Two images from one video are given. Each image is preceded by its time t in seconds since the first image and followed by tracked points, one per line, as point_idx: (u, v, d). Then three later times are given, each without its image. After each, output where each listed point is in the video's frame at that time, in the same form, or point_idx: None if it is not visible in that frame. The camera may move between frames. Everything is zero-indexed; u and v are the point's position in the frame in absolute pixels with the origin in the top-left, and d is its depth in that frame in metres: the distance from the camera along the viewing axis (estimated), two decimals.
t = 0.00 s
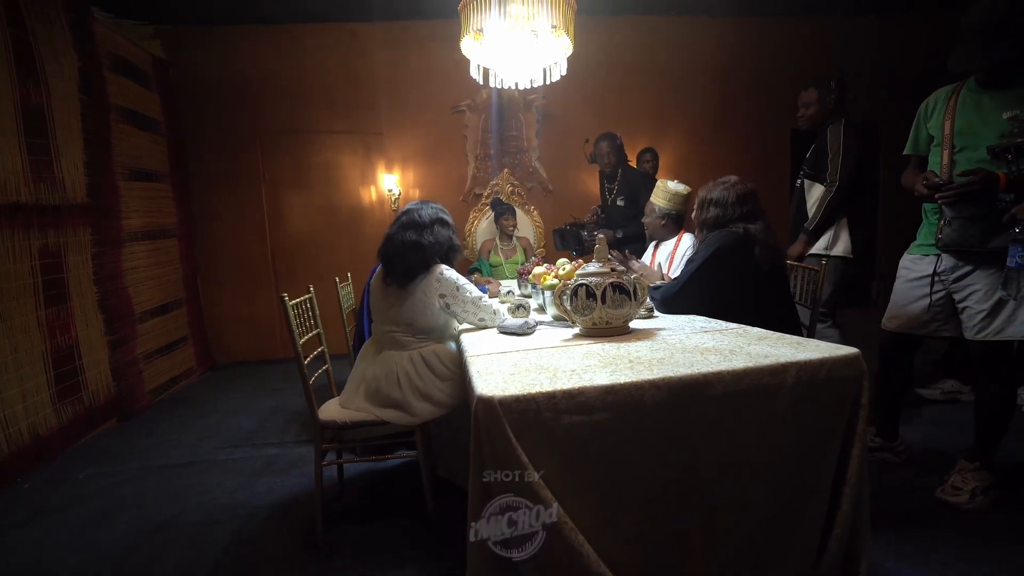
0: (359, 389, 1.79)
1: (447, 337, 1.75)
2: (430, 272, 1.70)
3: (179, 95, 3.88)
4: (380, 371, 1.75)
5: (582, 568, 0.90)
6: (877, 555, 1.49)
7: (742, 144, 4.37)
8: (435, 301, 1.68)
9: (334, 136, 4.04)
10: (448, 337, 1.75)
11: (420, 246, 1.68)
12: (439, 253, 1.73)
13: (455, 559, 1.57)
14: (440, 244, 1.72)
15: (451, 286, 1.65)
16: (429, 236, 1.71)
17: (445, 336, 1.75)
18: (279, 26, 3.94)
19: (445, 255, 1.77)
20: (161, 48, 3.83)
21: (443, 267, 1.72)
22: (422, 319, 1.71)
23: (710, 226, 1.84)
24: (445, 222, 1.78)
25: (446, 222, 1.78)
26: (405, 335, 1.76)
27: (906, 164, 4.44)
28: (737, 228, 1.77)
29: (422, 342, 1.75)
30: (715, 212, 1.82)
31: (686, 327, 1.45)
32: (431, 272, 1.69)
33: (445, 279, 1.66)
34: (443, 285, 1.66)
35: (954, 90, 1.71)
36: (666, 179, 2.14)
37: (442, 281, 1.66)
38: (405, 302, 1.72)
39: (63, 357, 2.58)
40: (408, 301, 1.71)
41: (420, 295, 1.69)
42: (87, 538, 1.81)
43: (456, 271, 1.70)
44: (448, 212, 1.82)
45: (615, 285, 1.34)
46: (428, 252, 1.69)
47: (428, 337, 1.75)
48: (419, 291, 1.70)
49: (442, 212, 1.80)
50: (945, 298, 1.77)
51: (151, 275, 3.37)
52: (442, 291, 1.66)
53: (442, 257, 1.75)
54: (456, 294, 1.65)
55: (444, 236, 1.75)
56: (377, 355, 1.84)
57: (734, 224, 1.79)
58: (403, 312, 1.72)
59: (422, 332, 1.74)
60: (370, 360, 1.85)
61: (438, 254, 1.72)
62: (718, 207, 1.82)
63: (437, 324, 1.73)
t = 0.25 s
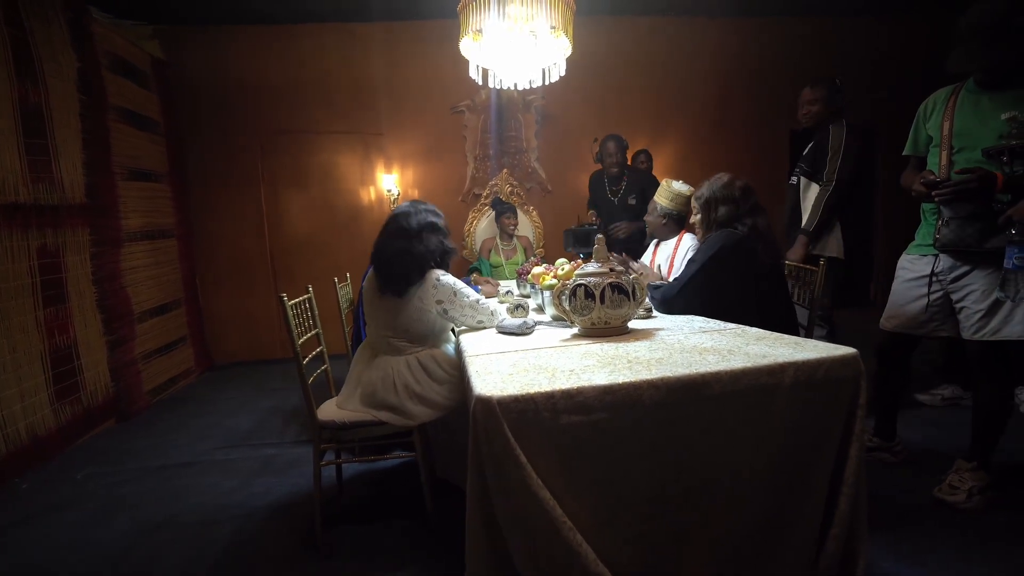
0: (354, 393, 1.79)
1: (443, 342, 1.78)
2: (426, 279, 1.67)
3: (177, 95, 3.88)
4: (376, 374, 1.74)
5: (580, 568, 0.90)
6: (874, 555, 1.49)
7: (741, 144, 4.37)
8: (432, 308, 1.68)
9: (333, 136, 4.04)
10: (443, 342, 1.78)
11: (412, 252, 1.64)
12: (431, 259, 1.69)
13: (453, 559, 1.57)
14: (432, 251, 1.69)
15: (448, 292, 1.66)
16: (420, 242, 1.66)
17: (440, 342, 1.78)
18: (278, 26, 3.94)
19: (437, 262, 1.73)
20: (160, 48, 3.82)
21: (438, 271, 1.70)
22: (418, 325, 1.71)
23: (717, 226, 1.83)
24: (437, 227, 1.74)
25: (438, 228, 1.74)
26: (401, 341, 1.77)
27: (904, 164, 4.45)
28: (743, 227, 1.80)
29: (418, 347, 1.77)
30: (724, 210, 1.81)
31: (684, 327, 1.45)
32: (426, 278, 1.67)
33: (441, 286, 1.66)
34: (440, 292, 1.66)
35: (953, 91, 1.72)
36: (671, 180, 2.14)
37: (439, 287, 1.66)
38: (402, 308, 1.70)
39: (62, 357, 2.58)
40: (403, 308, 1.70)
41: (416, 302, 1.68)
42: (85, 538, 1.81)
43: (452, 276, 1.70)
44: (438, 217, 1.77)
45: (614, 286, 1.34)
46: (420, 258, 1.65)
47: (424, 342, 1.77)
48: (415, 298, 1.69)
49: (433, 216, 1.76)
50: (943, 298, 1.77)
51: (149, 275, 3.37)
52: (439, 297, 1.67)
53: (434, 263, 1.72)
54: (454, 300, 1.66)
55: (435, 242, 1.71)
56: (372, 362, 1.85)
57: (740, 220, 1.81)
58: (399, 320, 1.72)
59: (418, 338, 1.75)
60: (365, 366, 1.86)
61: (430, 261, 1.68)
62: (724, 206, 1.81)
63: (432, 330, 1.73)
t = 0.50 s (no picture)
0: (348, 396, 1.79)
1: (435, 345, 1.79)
2: (413, 280, 1.67)
3: (170, 94, 3.85)
4: (369, 377, 1.74)
5: (572, 568, 0.90)
6: (864, 554, 1.50)
7: (734, 146, 4.40)
8: (427, 310, 1.67)
9: (328, 137, 4.03)
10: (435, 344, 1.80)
11: (390, 258, 1.64)
12: (413, 261, 1.67)
13: (446, 560, 1.57)
14: (412, 252, 1.67)
15: (441, 293, 1.65)
16: (398, 246, 1.66)
17: (430, 343, 1.81)
18: (273, 26, 3.92)
19: (422, 261, 1.71)
20: (152, 46, 3.80)
21: (432, 271, 1.71)
22: (411, 326, 1.72)
23: (715, 226, 1.84)
24: (417, 227, 1.71)
25: (418, 227, 1.71)
26: (394, 343, 1.77)
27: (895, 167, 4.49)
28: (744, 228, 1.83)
29: (411, 349, 1.78)
30: (723, 209, 1.82)
31: (677, 328, 1.46)
32: (416, 280, 1.67)
33: (434, 287, 1.65)
34: (433, 293, 1.65)
35: (944, 95, 1.74)
36: (666, 182, 2.15)
37: (432, 288, 1.65)
38: (392, 310, 1.70)
39: (52, 358, 2.55)
40: (395, 310, 1.70)
41: (408, 303, 1.68)
42: (75, 540, 1.80)
43: (445, 277, 1.69)
44: (420, 215, 1.74)
45: (607, 286, 1.34)
46: (399, 262, 1.64)
47: (418, 344, 1.79)
48: (406, 300, 1.68)
49: (413, 215, 1.73)
50: (933, 299, 1.79)
51: (141, 275, 3.35)
52: (433, 299, 1.66)
53: (419, 264, 1.70)
54: (447, 302, 1.65)
55: (416, 242, 1.68)
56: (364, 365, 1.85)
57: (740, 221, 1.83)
58: (392, 322, 1.72)
59: (411, 340, 1.77)
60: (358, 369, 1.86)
61: (411, 262, 1.67)
62: (723, 206, 1.83)
63: (426, 331, 1.75)
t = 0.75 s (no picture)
0: (334, 400, 1.78)
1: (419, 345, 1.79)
2: (391, 283, 1.67)
3: (155, 95, 3.81)
4: (354, 380, 1.73)
5: (558, 571, 0.90)
6: (847, 554, 1.52)
7: (722, 151, 4.45)
8: (410, 311, 1.67)
9: (317, 139, 4.01)
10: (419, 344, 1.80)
11: (364, 262, 1.65)
12: (388, 265, 1.68)
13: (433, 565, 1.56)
14: (387, 256, 1.67)
15: (423, 292, 1.64)
16: (373, 250, 1.66)
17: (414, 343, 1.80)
18: (261, 27, 3.90)
19: (398, 264, 1.71)
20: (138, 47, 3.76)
21: (410, 272, 1.70)
22: (396, 328, 1.72)
23: (696, 227, 1.87)
24: (393, 230, 1.70)
25: (394, 231, 1.70)
26: (378, 345, 1.76)
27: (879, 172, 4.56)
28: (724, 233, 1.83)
29: (397, 350, 1.77)
30: (702, 211, 1.86)
31: (665, 331, 1.47)
32: (396, 281, 1.67)
33: (416, 286, 1.65)
34: (414, 293, 1.65)
35: (924, 103, 1.77)
36: (649, 187, 2.18)
37: (413, 287, 1.65)
38: (373, 312, 1.70)
39: (31, 362, 2.51)
40: (377, 311, 1.69)
41: (391, 303, 1.67)
42: (53, 548, 1.76)
43: (426, 277, 1.68)
44: (398, 218, 1.73)
45: (595, 290, 1.35)
46: (373, 267, 1.65)
47: (402, 345, 1.77)
48: (388, 300, 1.68)
49: (391, 218, 1.72)
50: (914, 303, 1.82)
51: (124, 278, 3.30)
52: (415, 298, 1.65)
53: (395, 267, 1.70)
54: (429, 302, 1.64)
55: (391, 246, 1.68)
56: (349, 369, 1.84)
57: (721, 225, 1.83)
58: (372, 324, 1.71)
59: (396, 341, 1.75)
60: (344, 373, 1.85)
61: (387, 267, 1.68)
62: (703, 208, 1.86)
63: (411, 331, 1.75)
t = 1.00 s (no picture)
0: (318, 403, 1.75)
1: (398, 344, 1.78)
2: (363, 282, 1.66)
3: (140, 93, 3.76)
4: (338, 380, 1.72)
5: (546, 571, 0.90)
6: (831, 552, 1.54)
7: (709, 154, 4.48)
8: (384, 307, 1.67)
9: (304, 138, 3.98)
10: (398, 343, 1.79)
11: (338, 261, 1.67)
12: (361, 264, 1.68)
13: (420, 567, 1.55)
14: (360, 256, 1.68)
15: (395, 289, 1.64)
16: (347, 250, 1.68)
17: (396, 341, 1.80)
18: (248, 25, 3.86)
19: (372, 266, 1.71)
20: (122, 44, 3.71)
21: (385, 270, 1.69)
22: (373, 327, 1.72)
23: (684, 225, 1.89)
24: (370, 232, 1.71)
25: (370, 232, 1.71)
26: (360, 345, 1.76)
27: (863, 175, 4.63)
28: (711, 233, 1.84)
29: (377, 349, 1.76)
30: (690, 210, 1.88)
31: (652, 332, 1.48)
32: (368, 280, 1.66)
33: (388, 283, 1.65)
34: (387, 289, 1.65)
35: (906, 107, 1.80)
36: (640, 188, 2.20)
37: (386, 284, 1.65)
38: (348, 310, 1.71)
39: (10, 364, 2.46)
40: (351, 310, 1.70)
41: (363, 300, 1.67)
42: (32, 554, 1.73)
43: (400, 274, 1.68)
44: (378, 221, 1.75)
45: (583, 290, 1.35)
46: (345, 265, 1.67)
47: (383, 344, 1.77)
48: (360, 299, 1.67)
49: (371, 220, 1.74)
50: (896, 304, 1.85)
51: (107, 278, 3.25)
52: (388, 295, 1.65)
53: (369, 268, 1.70)
54: (403, 298, 1.64)
55: (365, 247, 1.69)
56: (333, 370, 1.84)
57: (708, 226, 1.85)
58: (351, 323, 1.72)
59: (375, 339, 1.75)
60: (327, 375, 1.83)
61: (360, 267, 1.68)
62: (692, 207, 1.88)
63: (390, 330, 1.75)
